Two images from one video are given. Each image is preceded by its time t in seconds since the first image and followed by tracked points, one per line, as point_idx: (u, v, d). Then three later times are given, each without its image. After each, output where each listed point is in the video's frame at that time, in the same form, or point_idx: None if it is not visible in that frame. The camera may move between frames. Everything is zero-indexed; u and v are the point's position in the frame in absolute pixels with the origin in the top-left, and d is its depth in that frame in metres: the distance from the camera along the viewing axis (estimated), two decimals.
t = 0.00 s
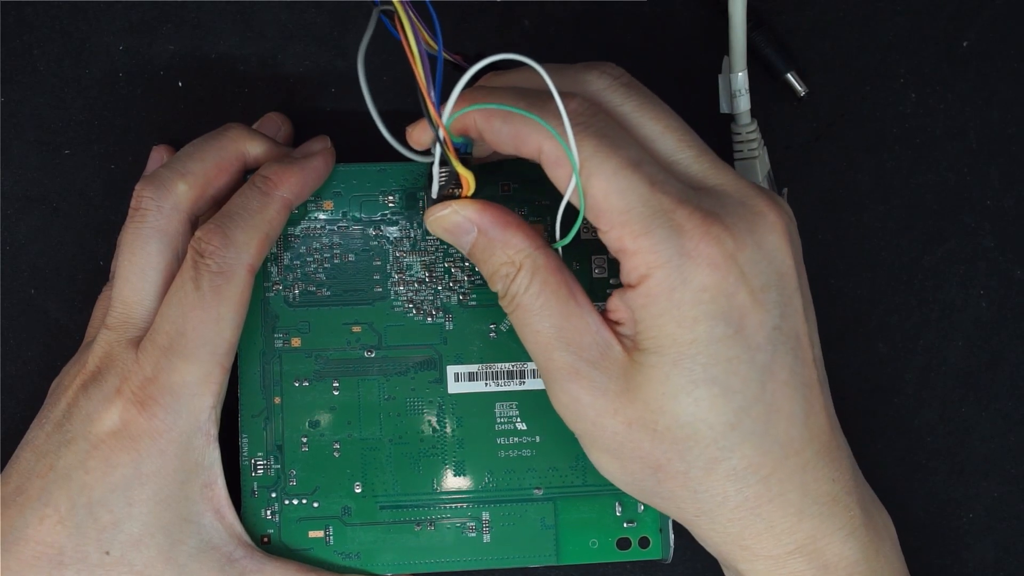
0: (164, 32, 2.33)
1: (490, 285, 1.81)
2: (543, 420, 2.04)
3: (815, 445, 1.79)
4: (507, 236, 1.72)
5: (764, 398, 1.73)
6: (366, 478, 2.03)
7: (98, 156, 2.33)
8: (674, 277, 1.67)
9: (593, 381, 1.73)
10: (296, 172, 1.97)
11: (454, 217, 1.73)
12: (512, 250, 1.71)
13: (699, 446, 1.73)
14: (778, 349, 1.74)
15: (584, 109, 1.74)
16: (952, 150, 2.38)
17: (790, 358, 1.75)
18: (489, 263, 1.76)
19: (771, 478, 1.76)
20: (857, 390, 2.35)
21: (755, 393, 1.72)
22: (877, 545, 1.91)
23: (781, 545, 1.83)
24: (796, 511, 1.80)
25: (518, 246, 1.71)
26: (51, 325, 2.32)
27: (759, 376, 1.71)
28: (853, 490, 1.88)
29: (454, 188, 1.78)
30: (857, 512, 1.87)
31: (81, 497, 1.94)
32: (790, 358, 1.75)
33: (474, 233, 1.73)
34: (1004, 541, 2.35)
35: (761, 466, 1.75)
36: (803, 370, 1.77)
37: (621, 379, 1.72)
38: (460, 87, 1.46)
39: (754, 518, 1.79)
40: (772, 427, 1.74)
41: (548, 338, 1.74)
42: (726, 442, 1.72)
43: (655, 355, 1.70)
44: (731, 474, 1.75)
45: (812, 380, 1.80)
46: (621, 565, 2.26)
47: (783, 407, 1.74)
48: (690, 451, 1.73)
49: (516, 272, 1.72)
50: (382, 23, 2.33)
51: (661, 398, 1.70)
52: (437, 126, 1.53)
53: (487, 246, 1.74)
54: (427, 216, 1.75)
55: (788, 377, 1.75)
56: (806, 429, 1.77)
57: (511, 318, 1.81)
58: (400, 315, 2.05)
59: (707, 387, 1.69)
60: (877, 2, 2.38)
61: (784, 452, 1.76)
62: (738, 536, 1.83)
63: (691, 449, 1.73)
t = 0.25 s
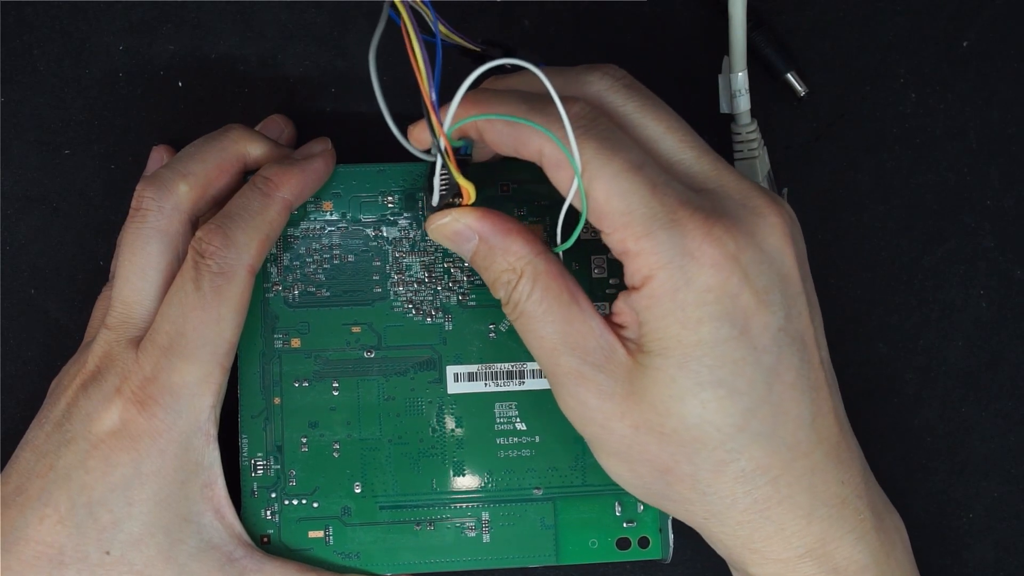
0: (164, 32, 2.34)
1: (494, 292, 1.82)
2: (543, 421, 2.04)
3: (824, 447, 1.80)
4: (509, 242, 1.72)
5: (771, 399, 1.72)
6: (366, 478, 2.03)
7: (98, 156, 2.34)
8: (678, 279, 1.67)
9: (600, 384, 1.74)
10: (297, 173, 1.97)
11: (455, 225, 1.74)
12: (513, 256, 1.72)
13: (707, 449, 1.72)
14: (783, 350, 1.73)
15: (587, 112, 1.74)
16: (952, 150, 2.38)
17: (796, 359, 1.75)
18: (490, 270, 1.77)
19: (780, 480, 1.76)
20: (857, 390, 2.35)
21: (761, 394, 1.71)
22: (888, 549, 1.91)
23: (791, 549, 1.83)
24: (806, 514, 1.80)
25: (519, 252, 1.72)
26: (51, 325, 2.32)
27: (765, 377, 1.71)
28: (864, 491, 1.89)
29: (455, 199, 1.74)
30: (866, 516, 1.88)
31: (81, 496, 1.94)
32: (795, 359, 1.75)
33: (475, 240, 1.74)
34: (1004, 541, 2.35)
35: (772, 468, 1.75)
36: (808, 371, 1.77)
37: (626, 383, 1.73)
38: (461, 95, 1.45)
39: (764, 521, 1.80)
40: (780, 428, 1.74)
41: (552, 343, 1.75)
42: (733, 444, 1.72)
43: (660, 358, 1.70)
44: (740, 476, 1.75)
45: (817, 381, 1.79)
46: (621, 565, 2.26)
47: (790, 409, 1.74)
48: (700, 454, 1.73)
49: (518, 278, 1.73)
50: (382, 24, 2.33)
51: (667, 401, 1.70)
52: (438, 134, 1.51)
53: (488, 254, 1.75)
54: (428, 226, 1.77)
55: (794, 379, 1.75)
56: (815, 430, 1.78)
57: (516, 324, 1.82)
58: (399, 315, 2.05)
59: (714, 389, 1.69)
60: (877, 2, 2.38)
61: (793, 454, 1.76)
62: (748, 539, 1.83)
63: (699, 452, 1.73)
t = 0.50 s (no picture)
0: (164, 32, 2.34)
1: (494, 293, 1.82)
2: (542, 421, 2.04)
3: (828, 447, 1.80)
4: (509, 244, 1.72)
5: (773, 400, 1.73)
6: (366, 478, 2.03)
7: (98, 156, 2.34)
8: (677, 280, 1.67)
9: (601, 387, 1.74)
10: (298, 173, 1.97)
11: (456, 225, 1.74)
12: (513, 259, 1.72)
13: (710, 451, 1.73)
14: (783, 351, 1.74)
15: (588, 108, 1.74)
16: (952, 150, 2.38)
17: (797, 359, 1.76)
18: (490, 272, 1.77)
19: (785, 480, 1.77)
20: (857, 390, 2.35)
21: (763, 396, 1.71)
22: (894, 551, 1.90)
23: (797, 550, 1.84)
24: (811, 514, 1.80)
25: (519, 255, 1.71)
26: (51, 325, 2.32)
27: (767, 378, 1.71)
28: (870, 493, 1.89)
29: (457, 198, 1.74)
30: (873, 517, 1.87)
31: (81, 496, 1.94)
32: (795, 359, 1.75)
33: (476, 241, 1.74)
34: (1004, 541, 2.35)
35: (775, 469, 1.75)
36: (808, 371, 1.78)
37: (626, 385, 1.73)
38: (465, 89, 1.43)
39: (770, 521, 1.80)
40: (782, 429, 1.74)
41: (553, 346, 1.75)
42: (735, 445, 1.72)
43: (661, 360, 1.69)
44: (744, 477, 1.75)
45: (817, 381, 1.80)
46: (621, 564, 2.26)
47: (792, 409, 1.75)
48: (704, 456, 1.73)
49: (518, 281, 1.73)
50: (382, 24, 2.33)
51: (669, 403, 1.70)
52: (441, 131, 1.49)
53: (488, 255, 1.75)
54: (432, 222, 1.77)
55: (796, 380, 1.75)
56: (817, 430, 1.79)
57: (516, 326, 1.82)
58: (399, 315, 2.05)
59: (715, 391, 1.69)
60: (877, 2, 2.38)
61: (796, 454, 1.76)
62: (752, 540, 1.84)
63: (703, 453, 1.73)
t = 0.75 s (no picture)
0: (164, 33, 2.34)
1: (494, 301, 1.81)
2: (541, 421, 2.04)
3: (836, 447, 1.80)
4: (509, 252, 1.72)
5: (784, 402, 1.73)
6: (365, 479, 2.03)
7: (98, 156, 2.34)
8: (690, 283, 1.66)
9: (609, 393, 1.74)
10: (298, 173, 1.96)
11: (456, 233, 1.74)
12: (513, 267, 1.71)
13: (721, 452, 1.73)
14: (794, 353, 1.74)
15: (594, 113, 1.73)
16: (952, 150, 2.38)
17: (806, 361, 1.76)
18: (490, 280, 1.77)
19: (794, 480, 1.77)
20: (857, 390, 2.35)
21: (773, 398, 1.71)
22: (898, 552, 1.90)
23: (804, 549, 1.83)
24: (819, 513, 1.81)
25: (519, 263, 1.71)
26: (50, 325, 2.32)
27: (777, 381, 1.71)
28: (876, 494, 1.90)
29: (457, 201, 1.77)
30: (879, 516, 1.88)
31: (82, 496, 1.94)
32: (805, 361, 1.75)
33: (476, 248, 1.74)
34: (1003, 541, 2.35)
35: (787, 470, 1.76)
36: (818, 373, 1.78)
37: (634, 390, 1.72)
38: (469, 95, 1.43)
39: (778, 522, 1.80)
40: (792, 431, 1.74)
41: (558, 353, 1.74)
42: (746, 446, 1.72)
43: (672, 363, 1.69)
44: (755, 477, 1.75)
45: (826, 383, 1.80)
46: (621, 564, 2.26)
47: (802, 410, 1.75)
48: (716, 458, 1.73)
49: (519, 289, 1.73)
50: (382, 24, 2.33)
51: (680, 407, 1.71)
52: (444, 134, 1.50)
53: (489, 263, 1.74)
54: (433, 226, 1.76)
55: (806, 382, 1.75)
56: (826, 431, 1.79)
57: (518, 334, 1.82)
58: (399, 315, 2.05)
59: (726, 393, 1.69)
60: (877, 2, 2.38)
61: (806, 454, 1.76)
62: (760, 540, 1.84)
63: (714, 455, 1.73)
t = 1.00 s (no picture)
0: (164, 32, 2.34)
1: (493, 315, 1.82)
2: (539, 421, 2.04)
3: (845, 451, 1.80)
4: (508, 263, 1.72)
5: (795, 407, 1.72)
6: (364, 478, 2.03)
7: (98, 156, 2.34)
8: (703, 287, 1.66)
9: (619, 400, 1.72)
10: (298, 174, 1.97)
11: (455, 244, 1.75)
12: (512, 278, 1.72)
13: (732, 457, 1.72)
14: (806, 358, 1.73)
15: (610, 113, 1.73)
16: (952, 150, 2.38)
17: (818, 365, 1.75)
18: (489, 292, 1.77)
19: (804, 484, 1.76)
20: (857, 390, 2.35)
21: (785, 401, 1.71)
22: (905, 555, 1.91)
23: (811, 552, 1.83)
24: (828, 517, 1.80)
25: (518, 274, 1.72)
26: (51, 325, 2.32)
27: (790, 385, 1.71)
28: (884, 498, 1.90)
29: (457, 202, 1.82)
30: (886, 519, 1.87)
31: (83, 496, 1.94)
32: (817, 365, 1.75)
33: (474, 259, 1.75)
34: (1003, 541, 2.35)
35: (800, 475, 1.75)
36: (828, 377, 1.78)
37: (647, 395, 1.71)
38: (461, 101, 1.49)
39: (789, 527, 1.79)
40: (803, 435, 1.74)
41: (560, 363, 1.74)
42: (757, 451, 1.71)
43: (685, 367, 1.69)
44: (766, 482, 1.74)
45: (837, 386, 1.80)
46: (620, 565, 2.26)
47: (813, 414, 1.74)
48: (729, 463, 1.73)
49: (518, 300, 1.73)
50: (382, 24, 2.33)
51: (693, 412, 1.70)
52: (438, 138, 1.55)
53: (487, 274, 1.75)
54: (428, 246, 1.78)
55: (817, 387, 1.75)
56: (837, 435, 1.79)
57: (518, 346, 1.82)
58: (397, 316, 2.05)
59: (739, 397, 1.69)
60: (877, 2, 2.38)
61: (816, 458, 1.76)
62: (771, 546, 1.83)
63: (725, 459, 1.72)
